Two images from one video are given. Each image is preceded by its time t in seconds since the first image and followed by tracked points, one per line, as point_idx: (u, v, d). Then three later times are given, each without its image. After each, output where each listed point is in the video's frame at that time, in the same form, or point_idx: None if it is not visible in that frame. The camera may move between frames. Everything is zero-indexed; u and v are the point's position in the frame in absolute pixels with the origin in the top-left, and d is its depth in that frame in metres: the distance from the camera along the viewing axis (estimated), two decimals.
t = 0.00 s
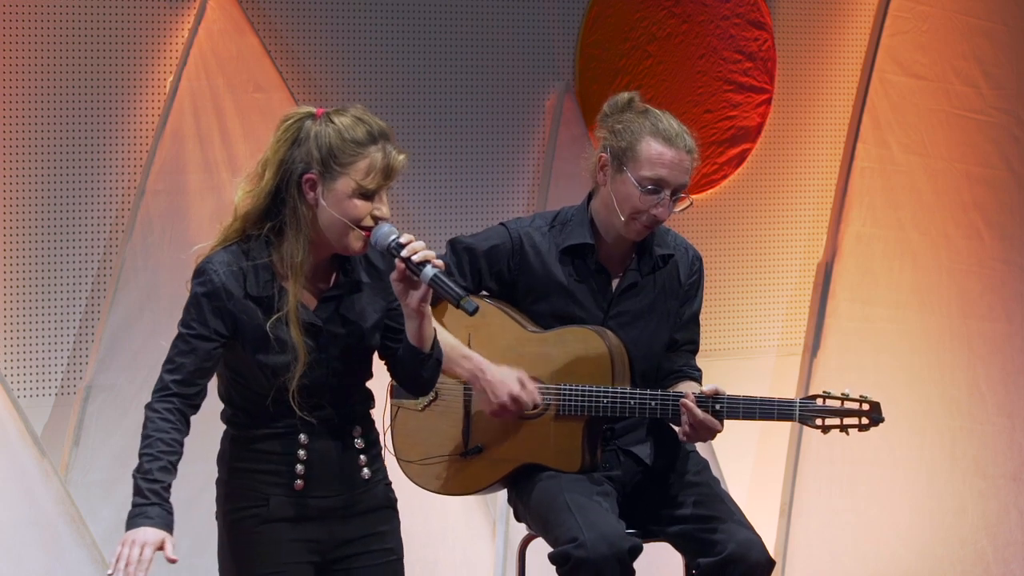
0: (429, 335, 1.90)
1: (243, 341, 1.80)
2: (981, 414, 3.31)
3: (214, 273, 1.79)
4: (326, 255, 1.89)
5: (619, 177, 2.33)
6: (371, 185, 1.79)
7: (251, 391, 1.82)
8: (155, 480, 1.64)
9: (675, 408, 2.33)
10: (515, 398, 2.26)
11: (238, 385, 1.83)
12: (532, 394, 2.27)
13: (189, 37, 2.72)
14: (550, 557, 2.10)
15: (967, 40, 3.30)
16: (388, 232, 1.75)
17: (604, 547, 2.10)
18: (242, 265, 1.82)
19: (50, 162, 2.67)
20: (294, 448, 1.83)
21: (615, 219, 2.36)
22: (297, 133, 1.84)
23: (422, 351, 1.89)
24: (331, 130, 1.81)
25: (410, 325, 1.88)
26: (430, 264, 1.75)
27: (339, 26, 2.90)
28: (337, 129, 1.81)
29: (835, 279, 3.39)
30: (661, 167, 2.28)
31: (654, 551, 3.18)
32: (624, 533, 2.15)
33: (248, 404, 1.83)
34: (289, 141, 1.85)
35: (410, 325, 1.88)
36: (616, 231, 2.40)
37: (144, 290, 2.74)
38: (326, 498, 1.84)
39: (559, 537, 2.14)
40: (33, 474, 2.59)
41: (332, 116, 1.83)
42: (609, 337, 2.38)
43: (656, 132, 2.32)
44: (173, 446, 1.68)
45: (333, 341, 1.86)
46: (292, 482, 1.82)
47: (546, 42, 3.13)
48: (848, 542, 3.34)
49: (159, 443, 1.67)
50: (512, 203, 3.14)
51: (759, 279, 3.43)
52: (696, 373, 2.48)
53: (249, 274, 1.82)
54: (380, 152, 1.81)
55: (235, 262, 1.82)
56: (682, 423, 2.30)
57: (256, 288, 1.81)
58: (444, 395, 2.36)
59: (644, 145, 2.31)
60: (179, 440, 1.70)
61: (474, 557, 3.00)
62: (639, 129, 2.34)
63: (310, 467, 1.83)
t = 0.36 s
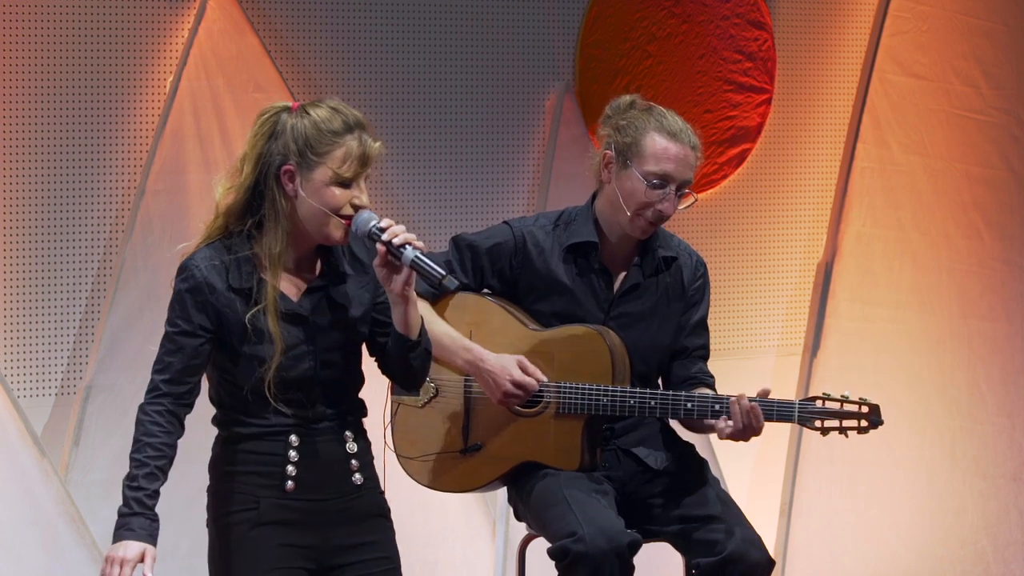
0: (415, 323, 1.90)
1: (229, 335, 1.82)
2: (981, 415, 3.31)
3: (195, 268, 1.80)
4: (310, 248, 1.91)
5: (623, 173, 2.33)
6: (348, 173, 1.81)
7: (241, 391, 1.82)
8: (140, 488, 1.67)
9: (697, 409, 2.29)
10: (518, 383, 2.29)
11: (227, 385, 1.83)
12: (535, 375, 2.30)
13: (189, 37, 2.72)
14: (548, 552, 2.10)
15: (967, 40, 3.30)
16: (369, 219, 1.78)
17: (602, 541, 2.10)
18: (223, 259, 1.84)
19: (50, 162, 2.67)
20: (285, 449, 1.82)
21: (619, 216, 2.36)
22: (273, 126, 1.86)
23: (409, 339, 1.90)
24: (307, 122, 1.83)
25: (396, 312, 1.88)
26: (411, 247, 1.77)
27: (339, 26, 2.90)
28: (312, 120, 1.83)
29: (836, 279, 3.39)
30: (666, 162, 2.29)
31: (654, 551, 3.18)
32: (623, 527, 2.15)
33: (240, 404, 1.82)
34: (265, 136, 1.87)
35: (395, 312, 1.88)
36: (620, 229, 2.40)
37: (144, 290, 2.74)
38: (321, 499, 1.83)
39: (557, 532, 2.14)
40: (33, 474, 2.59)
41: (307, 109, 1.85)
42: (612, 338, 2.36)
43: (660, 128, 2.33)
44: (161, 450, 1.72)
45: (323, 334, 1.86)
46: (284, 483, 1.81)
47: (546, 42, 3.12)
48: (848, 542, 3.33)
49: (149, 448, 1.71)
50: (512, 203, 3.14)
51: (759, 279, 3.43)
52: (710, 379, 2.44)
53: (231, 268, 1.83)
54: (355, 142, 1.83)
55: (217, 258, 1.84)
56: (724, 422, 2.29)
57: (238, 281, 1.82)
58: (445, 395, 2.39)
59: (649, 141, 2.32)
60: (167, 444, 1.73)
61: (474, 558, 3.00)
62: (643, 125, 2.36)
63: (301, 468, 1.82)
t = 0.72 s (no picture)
0: (416, 292, 1.89)
1: (234, 308, 1.78)
2: (981, 415, 3.31)
3: (195, 241, 1.77)
4: (312, 221, 1.90)
5: (628, 171, 2.35)
6: (339, 141, 1.82)
7: (244, 366, 1.79)
8: (158, 469, 1.69)
9: (697, 409, 2.30)
10: (514, 390, 2.28)
11: (229, 363, 1.79)
12: (532, 388, 2.29)
13: (189, 38, 2.72)
14: (551, 545, 2.10)
15: (967, 41, 3.30)
16: (366, 188, 1.79)
17: (606, 535, 2.10)
18: (224, 231, 1.81)
19: (49, 162, 2.67)
20: (280, 438, 1.78)
21: (625, 215, 2.37)
22: (266, 101, 1.87)
23: (410, 306, 1.89)
24: (299, 95, 1.84)
25: (395, 283, 1.87)
26: (410, 212, 1.78)
27: (339, 27, 2.90)
28: (301, 92, 1.84)
29: (835, 279, 3.39)
30: (672, 159, 2.30)
31: (654, 551, 3.18)
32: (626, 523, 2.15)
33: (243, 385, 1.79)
34: (259, 110, 1.88)
35: (395, 282, 1.87)
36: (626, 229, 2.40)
37: (143, 290, 2.73)
38: (317, 493, 1.80)
39: (559, 526, 2.14)
40: (34, 474, 2.59)
41: (299, 82, 1.86)
42: (612, 337, 2.36)
43: (665, 127, 2.35)
44: (177, 429, 1.72)
45: (327, 305, 1.84)
46: (279, 472, 1.77)
47: (546, 42, 3.12)
48: (848, 542, 3.33)
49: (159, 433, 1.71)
50: (512, 203, 3.14)
51: (759, 279, 3.43)
52: (713, 384, 2.42)
53: (232, 239, 1.81)
54: (346, 110, 1.83)
55: (217, 232, 1.81)
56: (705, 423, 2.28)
57: (240, 250, 1.80)
58: (446, 392, 2.40)
59: (654, 138, 2.33)
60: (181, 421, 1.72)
61: (474, 557, 3.00)
62: (648, 125, 2.37)
63: (297, 457, 1.78)
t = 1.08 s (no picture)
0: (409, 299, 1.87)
1: (243, 303, 1.78)
2: (982, 415, 3.36)
3: (205, 237, 1.78)
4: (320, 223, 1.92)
5: (619, 156, 2.43)
6: (337, 142, 1.85)
7: (250, 362, 1.78)
8: (181, 466, 1.67)
9: (709, 425, 2.33)
10: (507, 413, 2.26)
11: (234, 359, 1.79)
12: (525, 415, 2.26)
13: (189, 37, 2.72)
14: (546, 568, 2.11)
15: (967, 41, 3.34)
16: (370, 188, 1.79)
17: (599, 560, 2.10)
18: (234, 229, 1.82)
19: (50, 162, 2.67)
20: (280, 438, 1.78)
21: (630, 195, 2.41)
22: (266, 107, 1.90)
23: (403, 316, 1.88)
24: (297, 99, 1.87)
25: (393, 288, 1.86)
26: (411, 213, 1.77)
27: (339, 27, 2.90)
28: (298, 97, 1.87)
29: (835, 279, 3.37)
30: (649, 122, 2.40)
31: (654, 551, 3.18)
32: (622, 545, 2.14)
33: (245, 382, 1.78)
34: (261, 116, 1.91)
35: (392, 287, 1.86)
36: (639, 211, 2.42)
37: (144, 290, 2.73)
38: (314, 494, 1.80)
39: (555, 548, 2.15)
40: (33, 474, 2.59)
41: (298, 87, 1.89)
42: (627, 342, 2.37)
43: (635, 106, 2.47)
44: (196, 426, 1.70)
45: (333, 307, 1.86)
46: (279, 472, 1.77)
47: (546, 42, 3.12)
48: (848, 542, 3.32)
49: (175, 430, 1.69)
50: (512, 203, 3.13)
51: (759, 279, 3.42)
52: (737, 379, 2.47)
53: (242, 236, 1.81)
54: (344, 111, 1.86)
55: (226, 229, 1.81)
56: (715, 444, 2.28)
57: (251, 246, 1.80)
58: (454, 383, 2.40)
59: (629, 115, 2.44)
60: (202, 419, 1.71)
61: (474, 557, 3.00)
62: (621, 112, 2.49)
63: (297, 457, 1.79)
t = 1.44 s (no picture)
0: (408, 305, 1.91)
1: (246, 306, 1.78)
2: (982, 415, 3.37)
3: (209, 242, 1.78)
4: (322, 228, 1.93)
5: (613, 151, 2.44)
6: (336, 147, 1.85)
7: (252, 366, 1.78)
8: (193, 472, 1.68)
9: (713, 434, 2.29)
10: (545, 358, 2.21)
11: (238, 363, 1.78)
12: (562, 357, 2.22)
13: (189, 37, 2.72)
14: (559, 540, 2.09)
15: (967, 40, 3.35)
16: (370, 194, 1.82)
17: (616, 529, 2.10)
18: (237, 233, 1.82)
19: (49, 162, 2.67)
20: (280, 441, 1.78)
21: (626, 189, 2.41)
22: (266, 114, 1.91)
23: (401, 321, 1.91)
24: (296, 105, 1.88)
25: (389, 293, 1.89)
26: (410, 218, 1.81)
27: (339, 26, 2.90)
28: (297, 103, 1.88)
29: (835, 279, 3.36)
30: (642, 117, 2.41)
31: (655, 551, 3.18)
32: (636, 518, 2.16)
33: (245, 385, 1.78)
34: (261, 124, 1.92)
35: (389, 291, 1.89)
36: (636, 205, 2.42)
37: (144, 289, 2.73)
38: (313, 495, 1.80)
39: (566, 522, 2.14)
40: (33, 474, 2.59)
41: (297, 94, 1.90)
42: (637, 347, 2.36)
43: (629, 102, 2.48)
44: (206, 432, 1.71)
45: (336, 313, 1.87)
46: (280, 475, 1.77)
47: (546, 42, 3.13)
48: (848, 542, 3.32)
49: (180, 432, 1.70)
50: (512, 203, 3.13)
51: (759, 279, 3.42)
52: (740, 382, 2.45)
53: (246, 240, 1.81)
54: (342, 117, 1.86)
55: (230, 233, 1.81)
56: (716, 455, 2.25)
57: (255, 250, 1.81)
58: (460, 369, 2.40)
59: (623, 111, 2.45)
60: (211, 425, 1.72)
61: (474, 557, 3.01)
62: (616, 107, 2.50)
63: (297, 460, 1.78)
